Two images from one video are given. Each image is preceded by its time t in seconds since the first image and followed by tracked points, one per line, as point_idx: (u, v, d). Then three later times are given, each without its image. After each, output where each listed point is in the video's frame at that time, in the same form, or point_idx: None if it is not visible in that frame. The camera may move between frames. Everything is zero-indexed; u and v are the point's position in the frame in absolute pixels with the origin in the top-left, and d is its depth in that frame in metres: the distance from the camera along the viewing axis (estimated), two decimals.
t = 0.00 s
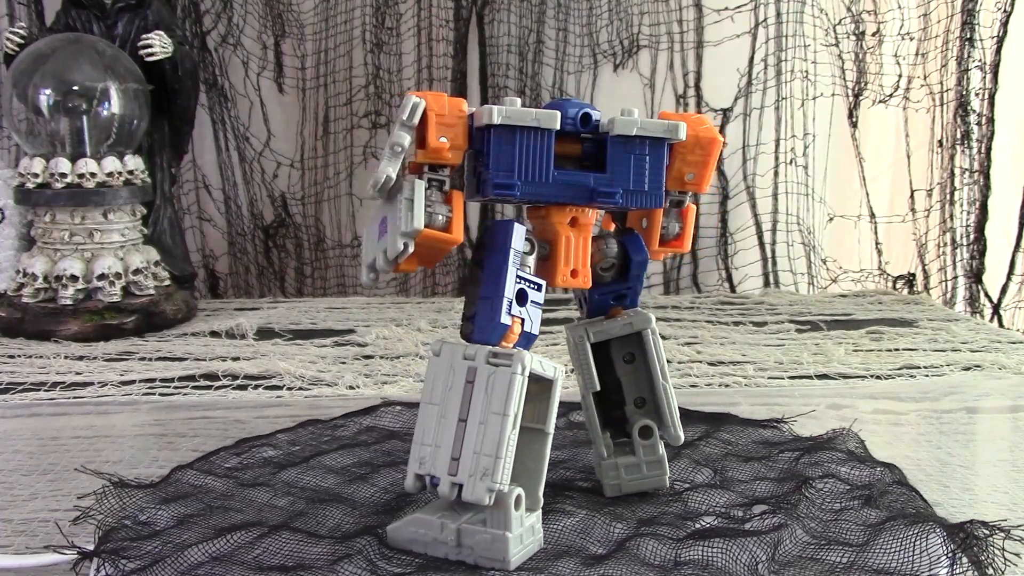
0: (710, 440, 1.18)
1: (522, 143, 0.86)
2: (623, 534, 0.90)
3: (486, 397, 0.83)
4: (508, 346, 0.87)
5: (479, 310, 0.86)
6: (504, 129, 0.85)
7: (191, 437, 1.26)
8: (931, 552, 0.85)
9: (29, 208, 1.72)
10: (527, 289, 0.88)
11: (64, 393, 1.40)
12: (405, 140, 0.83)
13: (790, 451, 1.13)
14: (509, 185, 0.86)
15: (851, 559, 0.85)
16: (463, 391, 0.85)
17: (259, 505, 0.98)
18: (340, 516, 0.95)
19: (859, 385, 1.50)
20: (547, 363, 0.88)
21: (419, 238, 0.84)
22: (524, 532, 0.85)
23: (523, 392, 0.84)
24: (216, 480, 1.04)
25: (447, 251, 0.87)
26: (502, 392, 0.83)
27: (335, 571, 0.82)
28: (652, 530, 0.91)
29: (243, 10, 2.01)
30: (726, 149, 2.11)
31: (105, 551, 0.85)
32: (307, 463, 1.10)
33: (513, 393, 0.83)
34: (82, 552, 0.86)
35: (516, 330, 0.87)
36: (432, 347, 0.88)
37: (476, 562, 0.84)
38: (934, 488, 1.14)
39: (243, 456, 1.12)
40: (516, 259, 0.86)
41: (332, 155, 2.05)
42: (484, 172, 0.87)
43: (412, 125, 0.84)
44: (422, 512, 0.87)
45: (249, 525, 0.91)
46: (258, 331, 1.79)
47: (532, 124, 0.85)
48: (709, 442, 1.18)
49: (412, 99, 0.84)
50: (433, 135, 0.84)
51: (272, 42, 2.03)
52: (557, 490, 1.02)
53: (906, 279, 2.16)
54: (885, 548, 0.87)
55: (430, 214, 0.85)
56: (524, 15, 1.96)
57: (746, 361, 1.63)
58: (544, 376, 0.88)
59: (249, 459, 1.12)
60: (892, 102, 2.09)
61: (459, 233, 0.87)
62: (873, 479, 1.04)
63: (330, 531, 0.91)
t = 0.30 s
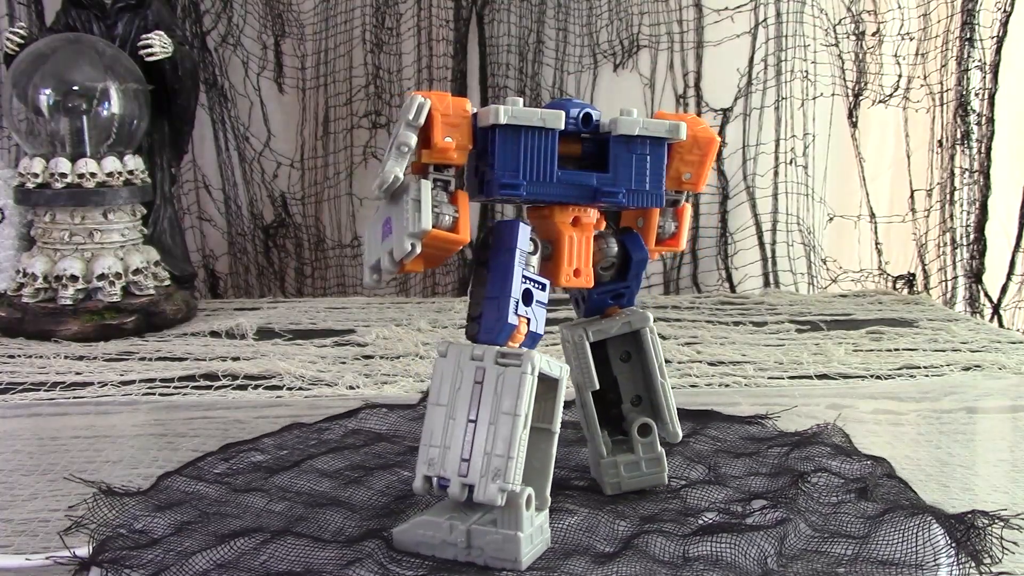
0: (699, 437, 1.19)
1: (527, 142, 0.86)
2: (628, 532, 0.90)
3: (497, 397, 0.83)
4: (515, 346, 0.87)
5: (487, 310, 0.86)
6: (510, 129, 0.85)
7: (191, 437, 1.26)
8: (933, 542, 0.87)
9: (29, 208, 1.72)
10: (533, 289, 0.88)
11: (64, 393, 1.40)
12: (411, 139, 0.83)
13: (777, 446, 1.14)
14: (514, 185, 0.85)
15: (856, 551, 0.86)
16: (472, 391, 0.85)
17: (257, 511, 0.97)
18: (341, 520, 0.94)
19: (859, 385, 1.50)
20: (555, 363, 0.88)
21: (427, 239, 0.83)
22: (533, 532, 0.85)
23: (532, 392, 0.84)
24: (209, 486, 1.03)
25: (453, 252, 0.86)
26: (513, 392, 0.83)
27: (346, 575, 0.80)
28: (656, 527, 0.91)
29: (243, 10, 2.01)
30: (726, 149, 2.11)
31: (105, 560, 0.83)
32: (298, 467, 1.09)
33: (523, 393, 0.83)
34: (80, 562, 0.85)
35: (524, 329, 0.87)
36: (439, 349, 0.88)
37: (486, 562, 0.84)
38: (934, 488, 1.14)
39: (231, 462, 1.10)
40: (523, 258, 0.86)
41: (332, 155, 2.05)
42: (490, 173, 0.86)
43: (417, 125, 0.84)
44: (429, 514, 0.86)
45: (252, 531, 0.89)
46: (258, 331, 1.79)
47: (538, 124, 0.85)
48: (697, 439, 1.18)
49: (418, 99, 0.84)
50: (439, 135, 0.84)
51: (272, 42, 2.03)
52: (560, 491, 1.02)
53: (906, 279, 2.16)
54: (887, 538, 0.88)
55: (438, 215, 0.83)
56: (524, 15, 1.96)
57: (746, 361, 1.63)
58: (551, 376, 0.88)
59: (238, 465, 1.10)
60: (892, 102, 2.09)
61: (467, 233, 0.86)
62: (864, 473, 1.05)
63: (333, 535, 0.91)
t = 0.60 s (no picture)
0: (687, 434, 1.20)
1: (532, 142, 0.86)
2: (632, 529, 0.90)
3: (508, 397, 0.83)
4: (521, 345, 0.88)
5: (494, 310, 0.86)
6: (514, 129, 0.85)
7: (191, 438, 1.26)
8: (932, 533, 0.88)
9: (29, 208, 1.72)
10: (538, 289, 0.88)
11: (65, 393, 1.40)
12: (419, 139, 0.81)
13: (762, 442, 1.16)
14: (519, 185, 0.85)
15: (859, 542, 0.88)
16: (480, 392, 0.84)
17: (255, 517, 0.96)
18: (343, 524, 0.94)
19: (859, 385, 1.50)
20: (561, 362, 0.88)
21: (435, 240, 0.83)
22: (544, 531, 0.85)
23: (543, 392, 0.84)
24: (201, 492, 1.02)
25: (459, 253, 0.86)
26: (524, 392, 0.83)
27: None
28: (660, 524, 0.91)
29: (243, 10, 2.01)
30: (726, 149, 2.11)
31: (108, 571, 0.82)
32: (290, 470, 1.08)
33: (534, 394, 0.82)
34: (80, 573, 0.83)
35: (530, 328, 0.88)
36: (444, 349, 0.87)
37: (497, 563, 0.84)
38: (934, 488, 1.14)
39: (221, 466, 1.09)
40: (529, 259, 0.86)
41: (332, 155, 2.05)
42: (495, 173, 0.86)
43: (424, 126, 0.83)
44: (436, 516, 0.85)
45: (255, 537, 0.88)
46: (258, 331, 1.79)
47: (542, 123, 0.85)
48: (685, 436, 1.19)
49: (424, 99, 0.83)
50: (445, 135, 0.84)
51: (272, 42, 2.03)
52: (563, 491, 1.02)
53: (906, 279, 2.17)
54: (887, 530, 0.90)
55: (446, 216, 0.83)
56: (524, 15, 1.96)
57: (746, 361, 1.63)
58: (558, 376, 0.88)
59: (226, 470, 1.09)
60: (892, 102, 2.09)
61: (473, 234, 0.86)
62: (853, 467, 1.07)
63: (338, 539, 0.90)
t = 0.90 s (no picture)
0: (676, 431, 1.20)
1: (536, 143, 0.85)
2: (636, 527, 0.90)
3: (517, 398, 0.83)
4: (528, 345, 0.88)
5: (502, 311, 0.86)
6: (519, 130, 0.85)
7: (192, 438, 1.26)
8: (931, 522, 0.89)
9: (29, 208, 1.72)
10: (544, 289, 0.88)
11: (65, 393, 1.40)
12: (426, 140, 0.82)
13: (749, 438, 1.16)
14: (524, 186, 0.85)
15: (860, 535, 0.89)
16: (490, 392, 0.84)
17: (255, 522, 0.95)
18: (346, 528, 0.93)
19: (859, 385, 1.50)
20: (568, 362, 0.88)
21: (442, 240, 0.83)
22: (553, 530, 0.85)
23: (552, 393, 0.84)
24: (193, 500, 1.01)
25: (466, 253, 0.86)
26: (533, 393, 0.83)
27: None
28: (663, 521, 0.91)
29: (243, 10, 2.01)
30: (726, 149, 2.11)
31: None
32: (281, 475, 1.08)
33: (544, 394, 0.83)
34: None
35: (537, 328, 0.87)
36: (451, 350, 0.87)
37: (508, 563, 0.84)
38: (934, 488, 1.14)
39: (209, 474, 1.08)
40: (535, 259, 0.86)
41: (332, 155, 2.05)
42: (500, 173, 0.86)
43: (431, 127, 0.83)
44: (445, 517, 0.85)
45: (259, 543, 0.88)
46: (258, 331, 1.78)
47: (547, 123, 0.85)
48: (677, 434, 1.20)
49: (431, 100, 0.83)
50: (451, 136, 0.84)
51: (272, 42, 2.03)
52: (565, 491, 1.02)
53: (906, 279, 2.17)
54: (887, 521, 0.91)
55: (453, 217, 0.83)
56: (524, 15, 1.96)
57: (746, 361, 1.63)
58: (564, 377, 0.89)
59: (216, 477, 1.08)
60: (892, 102, 2.09)
61: (480, 234, 0.86)
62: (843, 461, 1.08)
63: (342, 543, 0.90)
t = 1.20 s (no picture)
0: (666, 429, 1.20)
1: (541, 143, 0.85)
2: (638, 525, 0.91)
3: (527, 397, 0.83)
4: (534, 344, 0.88)
5: (509, 311, 0.86)
6: (524, 130, 0.85)
7: (192, 438, 1.26)
8: (928, 515, 0.90)
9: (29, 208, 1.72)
10: (549, 289, 0.88)
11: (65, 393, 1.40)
12: (434, 139, 0.82)
13: (738, 434, 1.17)
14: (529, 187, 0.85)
15: (860, 527, 0.89)
16: (499, 392, 0.84)
17: (255, 529, 0.95)
18: (349, 533, 0.93)
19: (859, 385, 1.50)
20: (574, 361, 0.89)
21: (450, 241, 0.83)
22: (563, 529, 0.85)
23: (561, 392, 0.84)
24: (187, 508, 1.00)
25: (473, 254, 0.86)
26: (543, 392, 0.83)
27: None
28: (665, 519, 0.91)
29: (243, 10, 2.01)
30: (726, 149, 2.11)
31: None
32: (276, 481, 1.08)
33: (554, 394, 0.83)
34: None
35: (543, 328, 0.88)
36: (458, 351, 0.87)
37: (519, 563, 0.84)
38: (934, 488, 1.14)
39: (199, 480, 1.07)
40: (541, 259, 0.87)
41: (332, 155, 2.05)
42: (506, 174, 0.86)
43: (439, 127, 0.83)
44: (454, 519, 0.85)
45: (264, 550, 0.87)
46: (258, 331, 1.78)
47: (553, 122, 0.85)
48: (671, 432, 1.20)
49: (438, 100, 0.83)
50: (457, 136, 0.84)
51: (272, 42, 2.03)
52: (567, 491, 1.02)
53: (906, 279, 2.17)
54: (883, 514, 0.92)
55: (462, 217, 0.83)
56: (524, 15, 1.96)
57: (746, 361, 1.63)
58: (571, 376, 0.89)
59: (207, 482, 1.07)
60: (892, 102, 2.09)
61: (487, 235, 0.86)
62: (829, 456, 1.08)
63: (348, 548, 0.90)
